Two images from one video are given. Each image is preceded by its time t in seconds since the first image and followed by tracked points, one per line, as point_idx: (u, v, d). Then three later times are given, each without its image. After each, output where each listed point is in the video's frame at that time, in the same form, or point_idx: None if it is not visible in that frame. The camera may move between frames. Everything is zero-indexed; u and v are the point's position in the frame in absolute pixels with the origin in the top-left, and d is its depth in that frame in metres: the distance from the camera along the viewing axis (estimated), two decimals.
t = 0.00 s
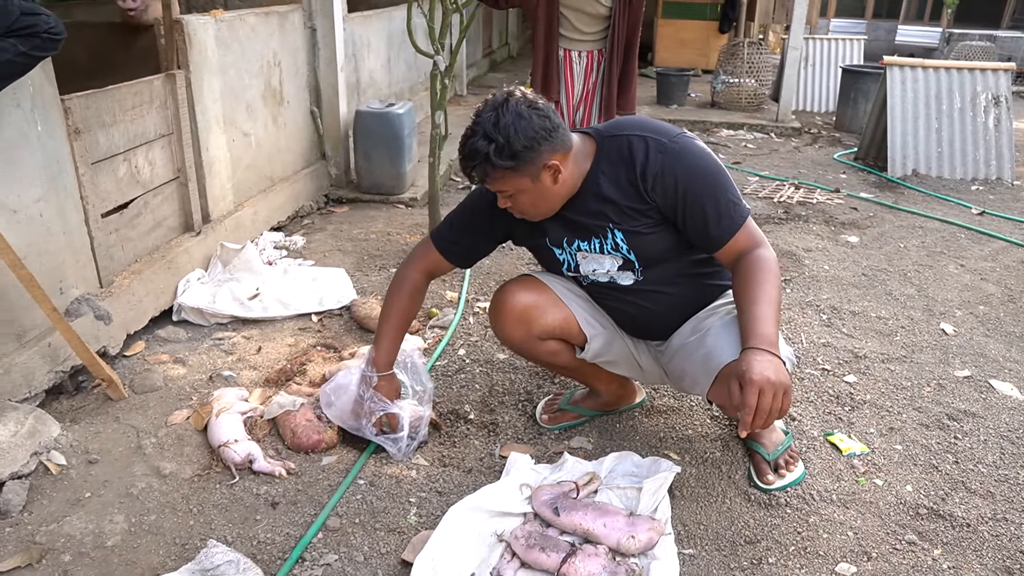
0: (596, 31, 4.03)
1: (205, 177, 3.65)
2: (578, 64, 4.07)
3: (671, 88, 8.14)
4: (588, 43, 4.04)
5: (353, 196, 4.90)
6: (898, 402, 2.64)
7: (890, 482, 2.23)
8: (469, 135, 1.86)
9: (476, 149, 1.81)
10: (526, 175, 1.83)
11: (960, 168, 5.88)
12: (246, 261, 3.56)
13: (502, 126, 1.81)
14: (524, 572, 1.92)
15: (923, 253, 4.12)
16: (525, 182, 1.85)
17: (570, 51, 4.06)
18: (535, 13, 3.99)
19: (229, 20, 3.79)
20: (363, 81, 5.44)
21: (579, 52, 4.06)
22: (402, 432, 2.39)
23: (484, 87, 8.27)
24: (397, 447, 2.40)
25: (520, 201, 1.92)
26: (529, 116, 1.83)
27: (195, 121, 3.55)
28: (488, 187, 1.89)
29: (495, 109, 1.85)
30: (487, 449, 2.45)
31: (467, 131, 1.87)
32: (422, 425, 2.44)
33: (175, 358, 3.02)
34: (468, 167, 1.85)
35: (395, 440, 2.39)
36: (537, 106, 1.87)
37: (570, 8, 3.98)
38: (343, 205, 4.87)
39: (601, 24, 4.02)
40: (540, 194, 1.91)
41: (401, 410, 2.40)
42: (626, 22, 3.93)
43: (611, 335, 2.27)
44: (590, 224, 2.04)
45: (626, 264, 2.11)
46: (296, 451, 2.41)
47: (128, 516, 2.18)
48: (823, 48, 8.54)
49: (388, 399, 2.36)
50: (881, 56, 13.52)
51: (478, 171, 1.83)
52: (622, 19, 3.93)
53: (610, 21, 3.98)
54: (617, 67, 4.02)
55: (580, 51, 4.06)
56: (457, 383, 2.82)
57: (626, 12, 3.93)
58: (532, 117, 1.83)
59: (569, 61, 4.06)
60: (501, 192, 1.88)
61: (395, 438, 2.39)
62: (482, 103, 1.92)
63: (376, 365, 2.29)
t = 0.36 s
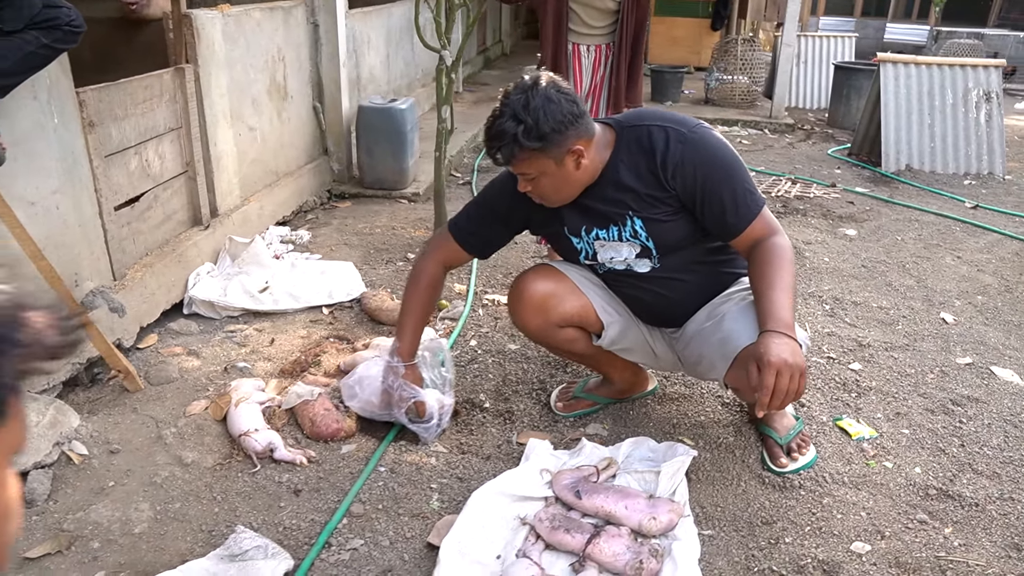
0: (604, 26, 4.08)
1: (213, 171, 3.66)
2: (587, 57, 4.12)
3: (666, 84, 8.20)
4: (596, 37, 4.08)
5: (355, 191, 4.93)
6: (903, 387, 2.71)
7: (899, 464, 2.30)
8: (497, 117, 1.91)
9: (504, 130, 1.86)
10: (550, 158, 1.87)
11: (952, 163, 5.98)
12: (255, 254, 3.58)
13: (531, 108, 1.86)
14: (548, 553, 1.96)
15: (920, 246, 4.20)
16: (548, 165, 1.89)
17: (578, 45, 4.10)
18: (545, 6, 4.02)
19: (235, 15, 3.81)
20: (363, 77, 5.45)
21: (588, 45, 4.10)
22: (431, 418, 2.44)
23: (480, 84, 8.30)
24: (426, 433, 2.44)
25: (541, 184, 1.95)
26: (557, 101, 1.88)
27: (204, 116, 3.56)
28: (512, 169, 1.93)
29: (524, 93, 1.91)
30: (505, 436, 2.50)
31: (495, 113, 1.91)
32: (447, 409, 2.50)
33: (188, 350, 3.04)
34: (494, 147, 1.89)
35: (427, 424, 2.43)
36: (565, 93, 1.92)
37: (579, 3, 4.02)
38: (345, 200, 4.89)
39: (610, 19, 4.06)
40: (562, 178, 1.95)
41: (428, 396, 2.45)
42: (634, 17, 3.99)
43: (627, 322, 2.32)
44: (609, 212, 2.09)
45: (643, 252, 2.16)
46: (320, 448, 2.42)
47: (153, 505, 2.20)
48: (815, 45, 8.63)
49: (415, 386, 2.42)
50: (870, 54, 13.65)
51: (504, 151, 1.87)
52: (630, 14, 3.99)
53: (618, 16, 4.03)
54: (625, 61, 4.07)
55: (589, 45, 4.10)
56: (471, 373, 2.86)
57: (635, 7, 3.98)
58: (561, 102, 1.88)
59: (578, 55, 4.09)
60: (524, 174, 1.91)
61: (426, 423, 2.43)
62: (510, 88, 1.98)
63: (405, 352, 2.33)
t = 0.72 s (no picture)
0: (614, 24, 4.12)
1: (225, 168, 3.69)
2: (597, 55, 4.15)
3: (666, 83, 8.24)
4: (607, 35, 4.12)
5: (362, 188, 4.96)
6: (910, 380, 2.76)
7: (909, 454, 2.35)
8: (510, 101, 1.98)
9: (516, 113, 1.93)
10: (557, 145, 1.92)
11: (953, 161, 6.04)
12: (266, 251, 3.60)
13: (543, 94, 1.92)
14: (568, 543, 2.00)
15: (923, 242, 4.25)
16: (556, 152, 1.94)
17: (590, 43, 4.13)
18: (556, 5, 4.02)
19: (246, 14, 3.84)
20: (368, 75, 5.48)
21: (599, 43, 4.13)
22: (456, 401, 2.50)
23: (481, 83, 8.32)
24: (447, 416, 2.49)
25: (549, 170, 2.00)
26: (570, 91, 1.94)
27: (215, 114, 3.59)
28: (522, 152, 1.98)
29: (539, 80, 1.98)
30: (520, 429, 2.54)
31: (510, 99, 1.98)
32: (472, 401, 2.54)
33: (203, 345, 3.06)
34: (505, 129, 1.95)
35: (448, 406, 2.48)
36: (582, 84, 1.98)
37: (591, 2, 4.06)
38: (352, 198, 4.92)
39: (620, 17, 4.10)
40: (569, 167, 1.99)
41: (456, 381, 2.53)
42: (644, 14, 4.03)
43: (641, 317, 2.36)
44: (624, 207, 2.13)
45: (657, 248, 2.20)
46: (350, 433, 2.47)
47: (175, 497, 2.22)
48: (814, 44, 8.68)
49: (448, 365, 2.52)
50: (868, 53, 13.69)
51: (513, 133, 1.93)
52: (641, 12, 4.03)
53: (628, 14, 4.08)
54: (635, 59, 4.12)
55: (600, 43, 4.13)
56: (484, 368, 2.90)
57: (645, 6, 4.03)
58: (574, 91, 1.94)
59: (590, 53, 4.12)
60: (533, 159, 1.96)
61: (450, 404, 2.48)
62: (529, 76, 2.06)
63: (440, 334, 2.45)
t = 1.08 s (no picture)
0: (613, 24, 4.12)
1: (225, 169, 3.70)
2: (596, 55, 4.15)
3: (663, 83, 8.26)
4: (606, 35, 4.12)
5: (360, 188, 4.96)
6: (909, 377, 2.79)
7: (908, 451, 2.37)
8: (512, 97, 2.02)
9: (517, 106, 1.97)
10: (557, 140, 1.95)
11: (948, 159, 6.07)
12: (267, 252, 3.61)
13: (544, 89, 1.96)
14: (571, 540, 2.01)
15: (919, 240, 4.28)
16: (556, 147, 1.97)
17: (588, 43, 4.13)
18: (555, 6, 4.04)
19: (245, 14, 3.84)
20: (366, 76, 5.48)
21: (598, 43, 4.13)
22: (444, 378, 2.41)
23: (478, 83, 8.32)
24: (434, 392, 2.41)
25: (551, 165, 2.03)
26: (571, 86, 1.97)
27: (215, 115, 3.60)
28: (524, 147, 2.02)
29: (540, 76, 2.02)
30: (522, 428, 2.56)
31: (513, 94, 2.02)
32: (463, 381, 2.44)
33: (204, 346, 3.06)
34: (506, 123, 1.99)
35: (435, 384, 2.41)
36: (583, 81, 2.02)
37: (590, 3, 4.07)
38: (351, 198, 4.93)
39: (618, 17, 4.11)
40: (570, 162, 2.01)
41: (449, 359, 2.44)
42: (643, 13, 4.07)
43: (644, 316, 2.38)
44: (628, 206, 2.16)
45: (659, 247, 2.22)
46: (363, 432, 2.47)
47: (181, 497, 2.22)
48: (810, 43, 8.71)
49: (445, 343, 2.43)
50: (863, 51, 13.72)
51: (514, 127, 1.97)
52: (638, 12, 4.05)
53: (626, 14, 4.09)
54: (633, 58, 4.13)
55: (599, 43, 4.14)
56: (486, 367, 2.91)
57: (643, 6, 4.05)
58: (574, 86, 1.97)
59: (588, 52, 4.14)
60: (534, 153, 2.00)
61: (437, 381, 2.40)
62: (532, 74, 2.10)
63: (442, 315, 2.41)
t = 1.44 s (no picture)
0: (604, 23, 4.13)
1: (218, 169, 3.69)
2: (588, 55, 4.17)
3: (656, 82, 8.27)
4: (597, 35, 4.13)
5: (355, 189, 4.96)
6: (901, 373, 2.81)
7: (901, 447, 2.39)
8: (524, 111, 1.97)
9: (533, 124, 1.93)
10: (577, 151, 1.95)
11: (940, 157, 6.10)
12: (261, 253, 3.60)
13: (559, 102, 1.93)
14: (568, 537, 2.02)
15: (912, 238, 4.30)
16: (575, 157, 1.97)
17: (581, 43, 4.13)
18: (548, 6, 4.04)
19: (238, 15, 3.84)
20: (359, 76, 5.48)
21: (590, 43, 4.15)
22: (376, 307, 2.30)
23: (471, 82, 8.32)
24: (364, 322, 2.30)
25: (567, 176, 2.03)
26: (584, 95, 1.97)
27: (209, 115, 3.60)
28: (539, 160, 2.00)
29: (550, 88, 1.98)
30: (518, 426, 2.57)
31: (522, 107, 1.99)
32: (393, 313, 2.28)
33: (199, 347, 3.04)
34: (524, 142, 1.95)
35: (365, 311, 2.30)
36: (591, 87, 2.01)
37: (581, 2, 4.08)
38: (345, 198, 4.92)
39: (610, 17, 4.12)
40: (587, 170, 2.03)
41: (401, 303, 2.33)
42: (635, 12, 4.07)
43: (639, 314, 2.40)
44: (625, 206, 2.17)
45: (655, 246, 2.23)
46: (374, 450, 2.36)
47: (176, 498, 2.21)
48: (802, 41, 8.75)
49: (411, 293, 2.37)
50: (855, 50, 13.76)
51: (534, 145, 1.94)
52: (630, 12, 4.06)
53: (618, 13, 4.10)
54: (625, 57, 4.14)
55: (591, 43, 4.15)
56: (481, 366, 2.92)
57: (635, 5, 4.07)
58: (588, 94, 1.97)
59: (580, 53, 4.13)
60: (552, 166, 1.99)
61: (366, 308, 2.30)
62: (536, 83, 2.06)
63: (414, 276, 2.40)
